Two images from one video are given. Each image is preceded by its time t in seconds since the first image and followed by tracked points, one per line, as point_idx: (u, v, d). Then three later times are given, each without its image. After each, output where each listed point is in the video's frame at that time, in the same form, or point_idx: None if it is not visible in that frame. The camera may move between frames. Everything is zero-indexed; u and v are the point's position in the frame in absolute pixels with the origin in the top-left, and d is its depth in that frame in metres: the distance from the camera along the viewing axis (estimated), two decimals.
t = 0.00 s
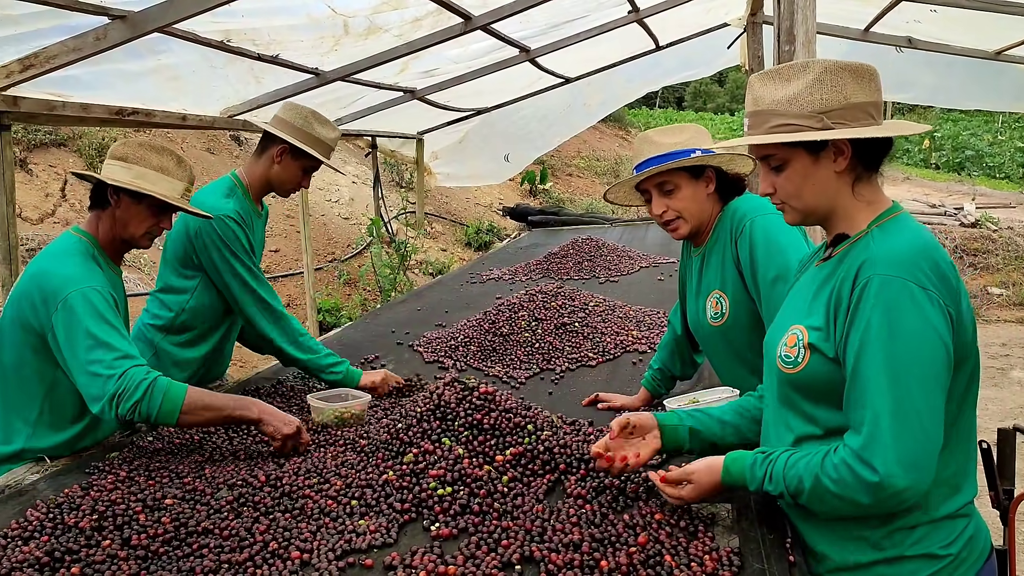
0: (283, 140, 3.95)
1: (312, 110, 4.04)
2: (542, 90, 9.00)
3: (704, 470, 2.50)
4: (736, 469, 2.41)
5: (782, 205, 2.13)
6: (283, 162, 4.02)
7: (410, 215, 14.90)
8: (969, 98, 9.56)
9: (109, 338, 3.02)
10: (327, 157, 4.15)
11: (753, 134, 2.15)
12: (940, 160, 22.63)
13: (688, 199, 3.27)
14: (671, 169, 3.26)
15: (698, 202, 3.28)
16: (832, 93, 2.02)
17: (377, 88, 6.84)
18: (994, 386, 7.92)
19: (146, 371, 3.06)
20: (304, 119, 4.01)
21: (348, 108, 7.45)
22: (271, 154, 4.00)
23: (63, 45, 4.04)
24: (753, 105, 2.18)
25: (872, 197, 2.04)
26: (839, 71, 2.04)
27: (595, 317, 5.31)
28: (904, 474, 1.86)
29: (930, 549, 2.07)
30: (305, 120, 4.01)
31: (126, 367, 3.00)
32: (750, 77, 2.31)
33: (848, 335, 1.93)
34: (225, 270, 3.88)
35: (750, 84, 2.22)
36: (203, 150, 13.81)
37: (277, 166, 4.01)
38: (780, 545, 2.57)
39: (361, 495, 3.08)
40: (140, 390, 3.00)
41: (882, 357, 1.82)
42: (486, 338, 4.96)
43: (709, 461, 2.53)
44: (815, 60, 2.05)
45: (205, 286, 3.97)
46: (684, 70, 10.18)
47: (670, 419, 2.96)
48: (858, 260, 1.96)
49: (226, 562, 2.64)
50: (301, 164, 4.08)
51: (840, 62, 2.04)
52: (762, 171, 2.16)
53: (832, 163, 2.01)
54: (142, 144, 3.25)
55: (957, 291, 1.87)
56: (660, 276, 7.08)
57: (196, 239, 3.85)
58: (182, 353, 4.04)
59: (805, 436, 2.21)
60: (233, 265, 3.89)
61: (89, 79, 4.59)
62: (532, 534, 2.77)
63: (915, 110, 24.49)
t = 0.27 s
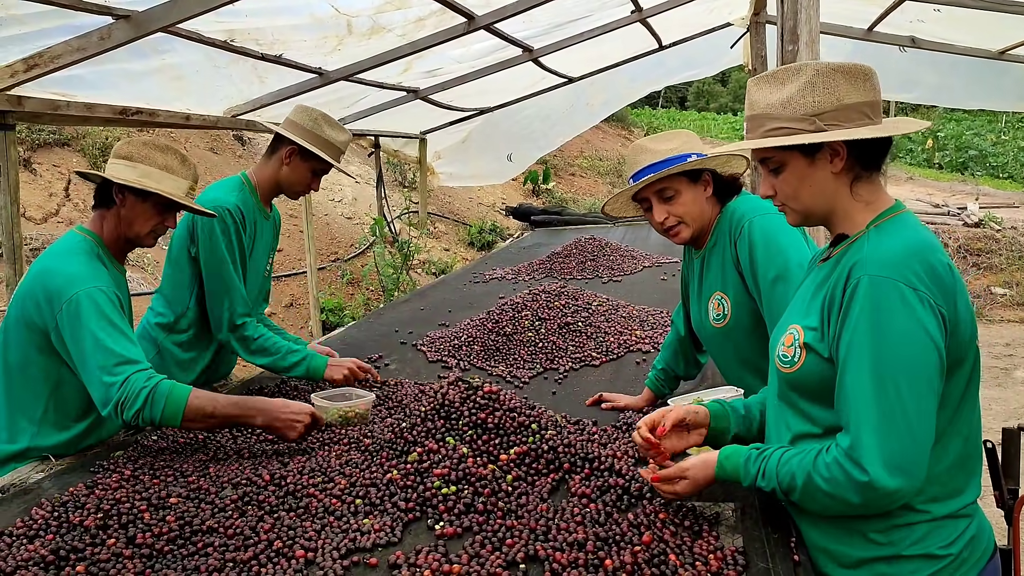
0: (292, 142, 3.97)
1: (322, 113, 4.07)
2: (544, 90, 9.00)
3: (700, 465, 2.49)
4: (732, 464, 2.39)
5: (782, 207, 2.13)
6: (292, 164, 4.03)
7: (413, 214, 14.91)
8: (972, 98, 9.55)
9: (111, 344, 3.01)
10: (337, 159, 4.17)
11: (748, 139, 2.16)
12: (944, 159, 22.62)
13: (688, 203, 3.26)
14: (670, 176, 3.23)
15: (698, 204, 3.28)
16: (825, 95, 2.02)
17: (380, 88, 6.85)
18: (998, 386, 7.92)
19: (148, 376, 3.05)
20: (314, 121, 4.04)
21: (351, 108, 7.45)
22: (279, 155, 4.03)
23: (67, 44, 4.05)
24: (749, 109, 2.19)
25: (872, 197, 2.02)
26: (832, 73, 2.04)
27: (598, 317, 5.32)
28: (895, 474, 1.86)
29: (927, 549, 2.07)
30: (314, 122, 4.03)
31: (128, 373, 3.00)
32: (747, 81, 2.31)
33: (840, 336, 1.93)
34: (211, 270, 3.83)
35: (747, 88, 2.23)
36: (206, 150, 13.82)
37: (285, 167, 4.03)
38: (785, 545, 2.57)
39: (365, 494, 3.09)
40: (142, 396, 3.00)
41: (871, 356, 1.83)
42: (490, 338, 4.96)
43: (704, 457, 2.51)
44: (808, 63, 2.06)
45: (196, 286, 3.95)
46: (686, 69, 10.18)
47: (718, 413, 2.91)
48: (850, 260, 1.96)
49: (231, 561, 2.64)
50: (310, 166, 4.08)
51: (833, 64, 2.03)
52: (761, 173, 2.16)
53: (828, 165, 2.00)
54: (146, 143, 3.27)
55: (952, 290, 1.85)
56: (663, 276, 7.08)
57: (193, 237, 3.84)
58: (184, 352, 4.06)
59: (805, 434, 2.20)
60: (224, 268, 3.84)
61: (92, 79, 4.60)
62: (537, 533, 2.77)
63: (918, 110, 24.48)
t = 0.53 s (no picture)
0: (286, 139, 3.97)
1: (317, 109, 4.05)
2: (546, 90, 9.00)
3: (707, 455, 2.46)
4: (739, 456, 2.38)
5: (790, 204, 2.12)
6: (287, 161, 4.03)
7: (414, 214, 14.92)
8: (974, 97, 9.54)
9: (117, 342, 3.02)
10: (333, 156, 4.14)
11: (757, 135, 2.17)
12: (945, 159, 22.61)
13: (694, 200, 3.25)
14: (676, 172, 3.23)
15: (703, 202, 3.27)
16: (834, 91, 2.02)
17: (382, 87, 6.85)
18: (999, 386, 7.92)
19: (153, 374, 3.07)
20: (308, 118, 4.02)
21: (353, 107, 7.45)
22: (275, 153, 4.04)
23: (68, 43, 4.06)
24: (759, 105, 2.20)
25: (882, 194, 2.00)
26: (841, 69, 2.04)
27: (599, 316, 5.32)
28: (906, 476, 1.86)
29: (931, 551, 2.07)
30: (308, 118, 4.02)
31: (133, 371, 3.01)
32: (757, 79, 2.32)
33: (853, 335, 1.93)
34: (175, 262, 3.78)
35: (757, 85, 2.25)
36: (207, 149, 13.83)
37: (281, 165, 4.03)
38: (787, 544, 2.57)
39: (367, 493, 3.09)
40: (146, 394, 3.01)
41: (884, 357, 1.82)
42: (491, 337, 4.96)
43: (710, 445, 2.49)
44: (818, 58, 2.06)
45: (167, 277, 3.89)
46: (688, 69, 10.18)
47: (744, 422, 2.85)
48: (863, 260, 1.95)
49: (232, 559, 2.64)
50: (306, 163, 4.07)
51: (841, 60, 2.04)
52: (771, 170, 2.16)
53: (836, 161, 1.99)
54: (152, 143, 3.26)
55: (965, 293, 1.85)
56: (665, 275, 7.08)
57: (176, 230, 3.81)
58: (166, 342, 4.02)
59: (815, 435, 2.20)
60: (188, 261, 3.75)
61: (94, 78, 4.60)
62: (539, 532, 2.77)
63: (919, 110, 24.48)
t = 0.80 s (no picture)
0: (281, 134, 3.96)
1: (309, 101, 4.02)
2: (546, 89, 9.00)
3: (715, 459, 2.48)
4: (747, 460, 2.38)
5: (799, 202, 2.13)
6: (284, 156, 4.03)
7: (414, 213, 14.92)
8: (974, 96, 9.54)
9: (108, 342, 3.00)
10: (330, 146, 4.12)
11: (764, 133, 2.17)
12: (945, 158, 22.60)
13: (704, 193, 3.26)
14: (687, 164, 3.25)
15: (713, 197, 3.28)
16: (841, 88, 2.01)
17: (382, 86, 6.85)
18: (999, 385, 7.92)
19: (140, 376, 3.03)
20: (301, 111, 4.00)
21: (353, 106, 7.45)
22: (271, 149, 4.05)
23: (68, 41, 4.06)
24: (767, 104, 2.20)
25: (892, 192, 2.00)
26: (849, 67, 2.04)
27: (599, 315, 5.32)
28: (917, 479, 1.85)
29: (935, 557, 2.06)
30: (301, 111, 4.00)
31: (120, 373, 2.99)
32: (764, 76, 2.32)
33: (863, 336, 1.92)
34: (167, 258, 3.79)
35: (765, 83, 2.25)
36: (207, 148, 13.83)
37: (277, 160, 4.03)
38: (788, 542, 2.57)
39: (368, 491, 3.08)
40: (131, 396, 2.98)
41: (896, 358, 1.82)
42: (491, 335, 4.96)
43: (719, 450, 2.50)
44: (824, 55, 2.06)
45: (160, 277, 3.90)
46: (688, 68, 10.18)
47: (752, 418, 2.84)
48: (874, 261, 1.95)
49: (233, 557, 2.64)
50: (303, 157, 4.06)
51: (848, 57, 2.03)
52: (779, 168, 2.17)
53: (843, 160, 2.00)
54: (154, 141, 3.25)
55: (977, 294, 1.85)
56: (664, 274, 7.08)
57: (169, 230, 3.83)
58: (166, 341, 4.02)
59: (823, 435, 2.20)
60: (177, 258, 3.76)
61: (94, 76, 4.59)
62: (540, 530, 2.77)
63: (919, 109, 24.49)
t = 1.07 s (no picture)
0: (272, 128, 3.94)
1: (299, 94, 3.98)
2: (545, 88, 9.00)
3: (716, 462, 2.50)
4: (747, 462, 2.39)
5: (798, 199, 2.13)
6: (275, 149, 4.00)
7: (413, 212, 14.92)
8: (973, 95, 9.54)
9: (127, 344, 3.05)
10: (322, 140, 4.06)
11: (764, 128, 2.17)
12: (943, 158, 22.60)
13: (704, 193, 3.26)
14: (688, 164, 3.25)
15: (712, 198, 3.27)
16: (840, 85, 2.01)
17: (381, 85, 6.84)
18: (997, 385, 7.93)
19: (163, 377, 3.12)
20: (291, 104, 3.96)
21: (352, 105, 7.45)
22: (263, 144, 4.03)
23: (66, 40, 4.05)
24: (767, 99, 2.20)
25: (893, 190, 1.99)
26: (849, 63, 2.03)
27: (598, 314, 5.31)
28: (919, 480, 1.85)
29: (932, 559, 2.07)
30: (292, 104, 3.96)
31: (143, 373, 3.05)
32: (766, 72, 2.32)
33: (864, 335, 1.92)
34: (169, 261, 3.78)
35: (766, 80, 2.25)
36: (205, 147, 13.83)
37: (269, 155, 4.01)
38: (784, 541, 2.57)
39: (365, 490, 3.08)
40: (157, 396, 3.06)
41: (898, 359, 1.81)
42: (490, 335, 4.96)
43: (720, 453, 2.52)
44: (824, 51, 2.06)
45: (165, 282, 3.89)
46: (687, 67, 10.18)
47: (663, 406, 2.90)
48: (875, 260, 1.94)
49: (230, 556, 2.64)
50: (294, 150, 4.02)
51: (849, 53, 2.03)
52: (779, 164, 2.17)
53: (842, 156, 1.99)
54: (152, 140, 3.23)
55: (978, 294, 1.85)
56: (663, 273, 7.07)
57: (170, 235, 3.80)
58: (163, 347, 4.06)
59: (823, 435, 2.19)
60: (180, 260, 3.75)
61: (92, 75, 4.59)
62: (538, 530, 2.77)
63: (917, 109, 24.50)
